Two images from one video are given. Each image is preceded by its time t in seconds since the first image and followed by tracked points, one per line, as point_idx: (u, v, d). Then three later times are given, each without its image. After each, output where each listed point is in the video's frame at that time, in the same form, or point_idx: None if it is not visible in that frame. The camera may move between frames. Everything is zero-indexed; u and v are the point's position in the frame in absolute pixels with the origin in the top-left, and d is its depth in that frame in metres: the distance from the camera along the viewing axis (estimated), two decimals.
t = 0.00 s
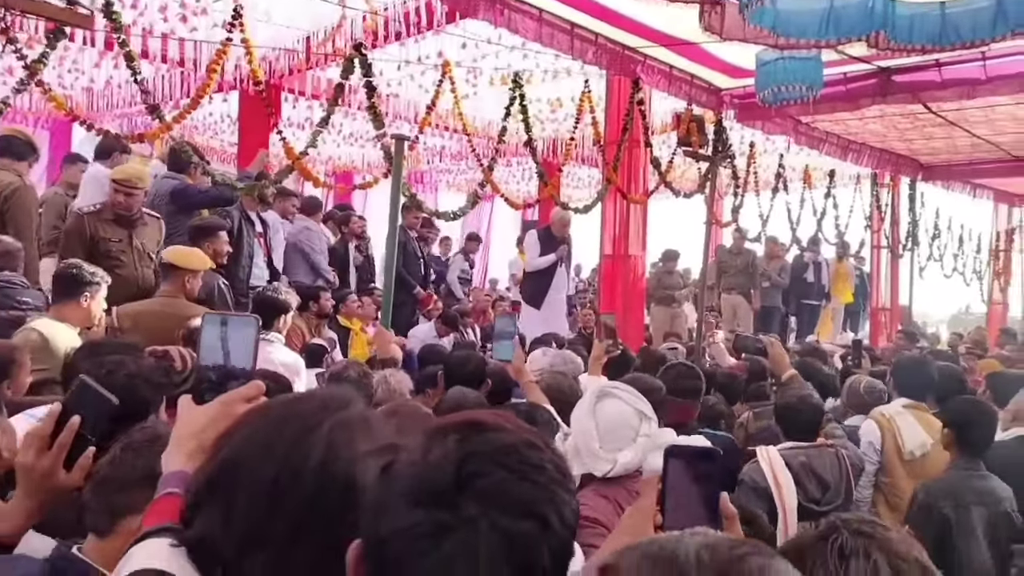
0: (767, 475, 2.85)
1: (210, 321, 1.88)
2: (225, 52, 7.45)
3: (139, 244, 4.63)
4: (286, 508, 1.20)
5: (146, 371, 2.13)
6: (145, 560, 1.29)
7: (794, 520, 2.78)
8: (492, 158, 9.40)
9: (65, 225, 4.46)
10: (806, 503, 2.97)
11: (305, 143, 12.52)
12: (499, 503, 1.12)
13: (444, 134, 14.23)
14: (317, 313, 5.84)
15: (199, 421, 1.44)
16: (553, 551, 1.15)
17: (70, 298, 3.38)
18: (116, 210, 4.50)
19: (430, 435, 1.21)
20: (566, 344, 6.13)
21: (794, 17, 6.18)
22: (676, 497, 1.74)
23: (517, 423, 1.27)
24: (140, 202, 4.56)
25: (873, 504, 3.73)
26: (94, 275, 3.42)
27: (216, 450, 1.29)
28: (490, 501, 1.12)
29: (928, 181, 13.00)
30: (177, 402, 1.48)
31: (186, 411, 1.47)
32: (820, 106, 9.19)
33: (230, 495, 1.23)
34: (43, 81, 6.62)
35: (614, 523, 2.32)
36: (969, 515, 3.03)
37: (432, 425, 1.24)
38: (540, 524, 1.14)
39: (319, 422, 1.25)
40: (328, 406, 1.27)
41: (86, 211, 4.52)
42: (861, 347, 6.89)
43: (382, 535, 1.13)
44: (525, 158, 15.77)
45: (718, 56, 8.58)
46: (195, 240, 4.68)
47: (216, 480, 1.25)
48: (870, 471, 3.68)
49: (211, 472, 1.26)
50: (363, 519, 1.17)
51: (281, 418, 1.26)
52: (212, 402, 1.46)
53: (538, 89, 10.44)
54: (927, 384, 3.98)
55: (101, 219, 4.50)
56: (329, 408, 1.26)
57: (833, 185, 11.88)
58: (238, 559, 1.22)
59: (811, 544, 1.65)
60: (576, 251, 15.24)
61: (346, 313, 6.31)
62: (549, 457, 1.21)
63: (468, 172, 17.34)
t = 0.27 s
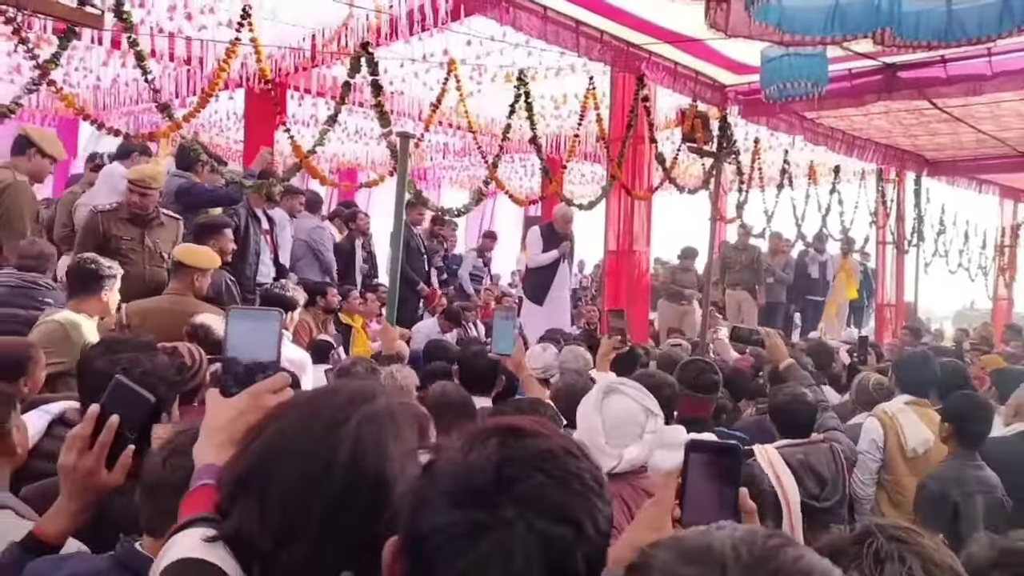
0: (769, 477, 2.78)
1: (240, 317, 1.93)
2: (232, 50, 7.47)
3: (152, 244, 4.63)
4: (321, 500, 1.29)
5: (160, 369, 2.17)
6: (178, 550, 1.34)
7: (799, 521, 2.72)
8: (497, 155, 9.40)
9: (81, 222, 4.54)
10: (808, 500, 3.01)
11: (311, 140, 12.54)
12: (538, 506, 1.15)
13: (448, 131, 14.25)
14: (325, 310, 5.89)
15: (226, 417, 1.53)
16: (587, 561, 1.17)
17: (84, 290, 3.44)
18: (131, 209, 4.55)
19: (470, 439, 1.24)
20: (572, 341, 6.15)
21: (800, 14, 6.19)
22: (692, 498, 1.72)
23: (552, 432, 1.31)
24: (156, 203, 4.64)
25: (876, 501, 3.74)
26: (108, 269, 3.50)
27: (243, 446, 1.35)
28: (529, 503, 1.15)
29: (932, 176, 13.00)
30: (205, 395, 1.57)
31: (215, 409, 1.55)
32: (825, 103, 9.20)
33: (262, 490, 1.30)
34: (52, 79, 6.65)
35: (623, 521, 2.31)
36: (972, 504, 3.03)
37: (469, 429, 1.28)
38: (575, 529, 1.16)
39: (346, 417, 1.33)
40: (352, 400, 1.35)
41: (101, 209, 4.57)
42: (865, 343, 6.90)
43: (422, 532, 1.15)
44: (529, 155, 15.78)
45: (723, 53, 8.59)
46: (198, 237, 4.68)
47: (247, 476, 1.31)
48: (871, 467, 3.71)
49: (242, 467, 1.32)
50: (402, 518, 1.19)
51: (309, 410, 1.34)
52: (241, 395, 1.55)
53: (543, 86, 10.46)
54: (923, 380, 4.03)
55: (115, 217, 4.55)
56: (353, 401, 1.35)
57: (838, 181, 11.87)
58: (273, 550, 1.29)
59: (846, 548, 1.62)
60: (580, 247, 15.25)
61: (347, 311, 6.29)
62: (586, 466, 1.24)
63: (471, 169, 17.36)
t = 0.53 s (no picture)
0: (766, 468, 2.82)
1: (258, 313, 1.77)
2: (239, 51, 7.50)
3: (155, 244, 4.64)
4: (328, 496, 1.30)
5: (162, 368, 2.20)
6: (186, 547, 1.33)
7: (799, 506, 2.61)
8: (503, 156, 9.42)
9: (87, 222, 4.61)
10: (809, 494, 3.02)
11: (318, 141, 12.59)
12: (521, 496, 1.16)
13: (455, 133, 14.29)
14: (332, 311, 5.91)
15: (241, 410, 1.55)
16: (572, 550, 1.19)
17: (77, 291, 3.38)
18: (134, 211, 4.57)
19: (453, 432, 1.26)
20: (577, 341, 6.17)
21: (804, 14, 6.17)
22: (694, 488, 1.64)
23: (536, 423, 1.32)
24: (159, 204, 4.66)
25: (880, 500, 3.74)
26: (106, 275, 3.42)
27: (246, 443, 1.35)
28: (512, 493, 1.16)
29: (940, 178, 12.96)
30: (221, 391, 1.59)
31: (230, 407, 1.56)
32: (831, 104, 9.18)
33: (268, 487, 1.30)
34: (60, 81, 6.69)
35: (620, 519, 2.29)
36: (965, 494, 3.12)
37: (457, 423, 1.30)
38: (559, 520, 1.18)
39: (351, 412, 1.35)
40: (356, 396, 1.37)
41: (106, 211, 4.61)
42: (871, 345, 6.89)
43: (407, 523, 1.16)
44: (536, 156, 15.81)
45: (729, 54, 8.58)
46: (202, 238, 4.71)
47: (253, 474, 1.31)
48: (874, 467, 3.70)
49: (247, 464, 1.32)
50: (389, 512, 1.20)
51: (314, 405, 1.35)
52: (255, 390, 1.57)
53: (549, 87, 10.47)
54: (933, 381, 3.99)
55: (118, 219, 4.57)
56: (357, 398, 1.37)
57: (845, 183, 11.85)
58: (281, 547, 1.30)
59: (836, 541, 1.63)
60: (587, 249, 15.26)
61: (360, 313, 6.36)
62: (570, 458, 1.26)
63: (479, 171, 17.38)
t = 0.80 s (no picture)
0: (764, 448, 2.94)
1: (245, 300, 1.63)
2: (229, 42, 7.47)
3: (133, 235, 4.64)
4: (311, 483, 1.25)
5: (151, 356, 2.15)
6: (163, 531, 1.28)
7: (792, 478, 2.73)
8: (496, 150, 9.40)
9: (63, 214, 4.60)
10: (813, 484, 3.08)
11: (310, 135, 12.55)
12: (510, 475, 1.14)
13: (449, 128, 14.26)
14: (324, 305, 5.89)
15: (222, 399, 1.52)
16: (560, 530, 1.17)
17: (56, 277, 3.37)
18: (109, 204, 4.53)
19: (441, 408, 1.23)
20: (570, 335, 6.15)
21: (796, 7, 6.16)
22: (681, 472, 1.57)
23: (524, 400, 1.29)
24: (134, 194, 4.62)
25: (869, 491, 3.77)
26: (86, 262, 3.42)
27: (226, 427, 1.30)
28: (501, 472, 1.14)
29: (933, 174, 12.98)
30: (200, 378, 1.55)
31: (206, 398, 1.54)
32: (824, 99, 9.18)
33: (250, 472, 1.26)
34: (50, 72, 6.65)
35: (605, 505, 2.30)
36: (936, 478, 3.17)
37: (444, 400, 1.26)
38: (548, 498, 1.15)
39: (333, 395, 1.29)
40: (338, 378, 1.31)
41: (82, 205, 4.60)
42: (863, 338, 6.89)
43: (392, 503, 1.14)
44: (530, 152, 15.79)
45: (722, 48, 8.58)
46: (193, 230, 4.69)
47: (234, 460, 1.27)
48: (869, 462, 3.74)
49: (228, 449, 1.28)
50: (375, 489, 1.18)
51: (296, 387, 1.30)
52: (238, 374, 1.53)
53: (542, 82, 10.46)
54: (922, 374, 4.04)
55: (94, 212, 4.55)
56: (340, 380, 1.31)
57: (838, 179, 11.86)
58: (264, 534, 1.26)
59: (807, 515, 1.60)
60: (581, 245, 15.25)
61: (363, 310, 6.25)
62: (560, 436, 1.22)
63: (473, 166, 17.36)
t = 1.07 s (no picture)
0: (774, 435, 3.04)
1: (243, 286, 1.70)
2: (229, 26, 7.44)
3: (123, 220, 4.61)
4: (308, 469, 1.23)
5: (155, 340, 2.15)
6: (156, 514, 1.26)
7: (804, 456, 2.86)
8: (497, 138, 9.38)
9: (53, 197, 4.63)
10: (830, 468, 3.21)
11: (311, 123, 12.55)
12: (513, 457, 1.13)
13: (449, 116, 14.24)
14: (323, 294, 5.89)
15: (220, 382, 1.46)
16: (561, 511, 1.16)
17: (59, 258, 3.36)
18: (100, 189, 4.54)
19: (446, 387, 1.22)
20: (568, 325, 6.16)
21: None
22: (672, 449, 1.63)
23: (529, 382, 1.27)
24: (120, 176, 4.59)
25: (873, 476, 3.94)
26: (89, 243, 3.40)
27: (223, 410, 1.28)
28: (504, 453, 1.13)
29: (933, 168, 12.97)
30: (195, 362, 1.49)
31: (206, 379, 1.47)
32: (825, 90, 9.16)
33: (248, 456, 1.24)
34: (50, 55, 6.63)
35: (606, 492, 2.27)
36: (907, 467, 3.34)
37: (449, 378, 1.25)
38: (549, 480, 1.15)
39: (333, 381, 1.26)
40: (338, 363, 1.28)
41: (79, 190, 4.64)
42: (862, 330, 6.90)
43: (394, 477, 1.15)
44: (531, 142, 15.78)
45: (724, 38, 8.55)
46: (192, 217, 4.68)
47: (231, 445, 1.24)
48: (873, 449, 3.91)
49: (225, 433, 1.25)
50: (378, 466, 1.18)
51: (295, 370, 1.28)
52: (236, 360, 1.48)
53: (543, 71, 10.44)
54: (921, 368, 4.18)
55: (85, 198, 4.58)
56: (340, 365, 1.28)
57: (839, 171, 11.85)
58: (260, 519, 1.24)
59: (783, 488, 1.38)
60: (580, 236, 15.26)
61: (364, 297, 6.28)
62: (562, 419, 1.21)
63: (473, 156, 17.33)
